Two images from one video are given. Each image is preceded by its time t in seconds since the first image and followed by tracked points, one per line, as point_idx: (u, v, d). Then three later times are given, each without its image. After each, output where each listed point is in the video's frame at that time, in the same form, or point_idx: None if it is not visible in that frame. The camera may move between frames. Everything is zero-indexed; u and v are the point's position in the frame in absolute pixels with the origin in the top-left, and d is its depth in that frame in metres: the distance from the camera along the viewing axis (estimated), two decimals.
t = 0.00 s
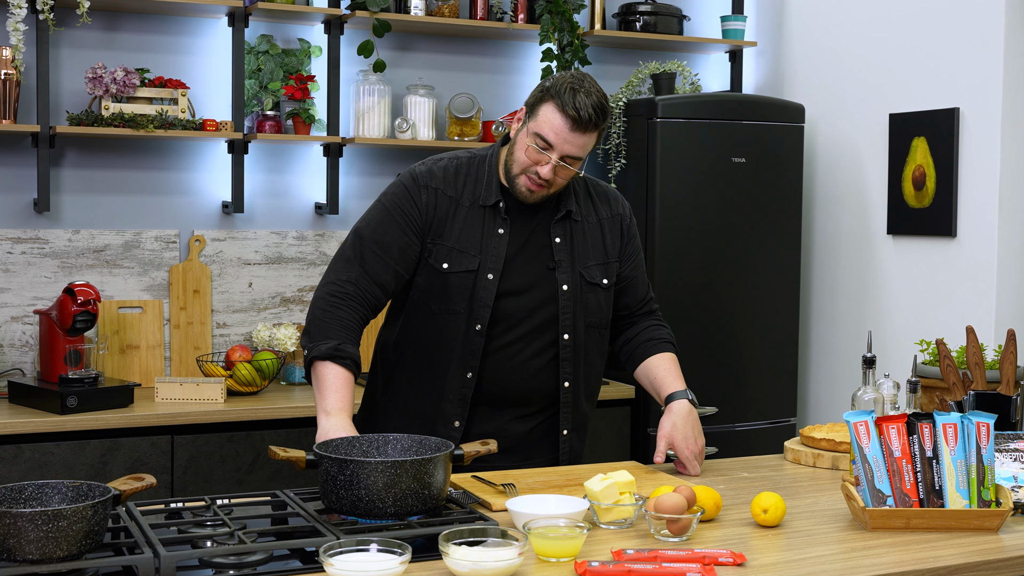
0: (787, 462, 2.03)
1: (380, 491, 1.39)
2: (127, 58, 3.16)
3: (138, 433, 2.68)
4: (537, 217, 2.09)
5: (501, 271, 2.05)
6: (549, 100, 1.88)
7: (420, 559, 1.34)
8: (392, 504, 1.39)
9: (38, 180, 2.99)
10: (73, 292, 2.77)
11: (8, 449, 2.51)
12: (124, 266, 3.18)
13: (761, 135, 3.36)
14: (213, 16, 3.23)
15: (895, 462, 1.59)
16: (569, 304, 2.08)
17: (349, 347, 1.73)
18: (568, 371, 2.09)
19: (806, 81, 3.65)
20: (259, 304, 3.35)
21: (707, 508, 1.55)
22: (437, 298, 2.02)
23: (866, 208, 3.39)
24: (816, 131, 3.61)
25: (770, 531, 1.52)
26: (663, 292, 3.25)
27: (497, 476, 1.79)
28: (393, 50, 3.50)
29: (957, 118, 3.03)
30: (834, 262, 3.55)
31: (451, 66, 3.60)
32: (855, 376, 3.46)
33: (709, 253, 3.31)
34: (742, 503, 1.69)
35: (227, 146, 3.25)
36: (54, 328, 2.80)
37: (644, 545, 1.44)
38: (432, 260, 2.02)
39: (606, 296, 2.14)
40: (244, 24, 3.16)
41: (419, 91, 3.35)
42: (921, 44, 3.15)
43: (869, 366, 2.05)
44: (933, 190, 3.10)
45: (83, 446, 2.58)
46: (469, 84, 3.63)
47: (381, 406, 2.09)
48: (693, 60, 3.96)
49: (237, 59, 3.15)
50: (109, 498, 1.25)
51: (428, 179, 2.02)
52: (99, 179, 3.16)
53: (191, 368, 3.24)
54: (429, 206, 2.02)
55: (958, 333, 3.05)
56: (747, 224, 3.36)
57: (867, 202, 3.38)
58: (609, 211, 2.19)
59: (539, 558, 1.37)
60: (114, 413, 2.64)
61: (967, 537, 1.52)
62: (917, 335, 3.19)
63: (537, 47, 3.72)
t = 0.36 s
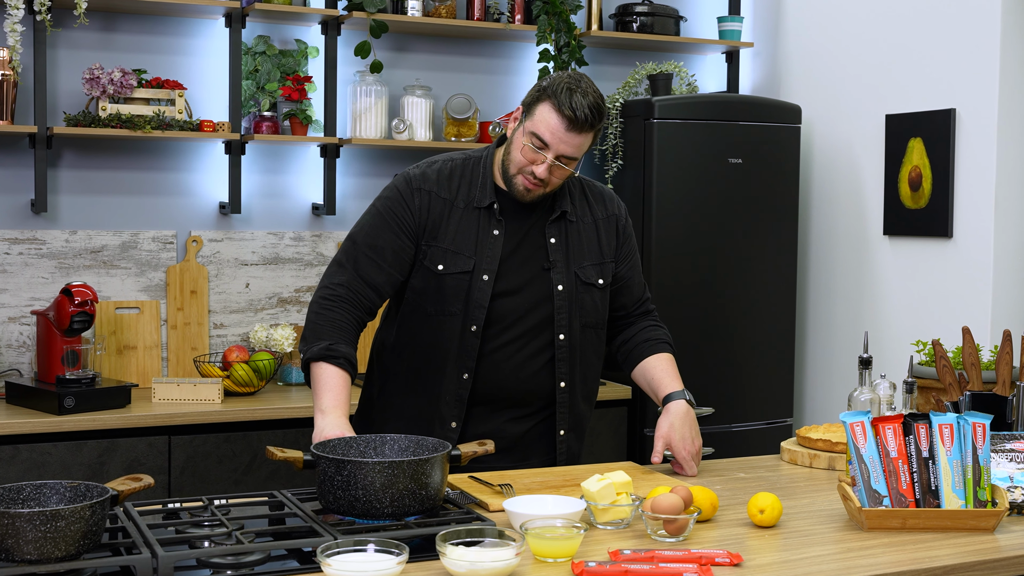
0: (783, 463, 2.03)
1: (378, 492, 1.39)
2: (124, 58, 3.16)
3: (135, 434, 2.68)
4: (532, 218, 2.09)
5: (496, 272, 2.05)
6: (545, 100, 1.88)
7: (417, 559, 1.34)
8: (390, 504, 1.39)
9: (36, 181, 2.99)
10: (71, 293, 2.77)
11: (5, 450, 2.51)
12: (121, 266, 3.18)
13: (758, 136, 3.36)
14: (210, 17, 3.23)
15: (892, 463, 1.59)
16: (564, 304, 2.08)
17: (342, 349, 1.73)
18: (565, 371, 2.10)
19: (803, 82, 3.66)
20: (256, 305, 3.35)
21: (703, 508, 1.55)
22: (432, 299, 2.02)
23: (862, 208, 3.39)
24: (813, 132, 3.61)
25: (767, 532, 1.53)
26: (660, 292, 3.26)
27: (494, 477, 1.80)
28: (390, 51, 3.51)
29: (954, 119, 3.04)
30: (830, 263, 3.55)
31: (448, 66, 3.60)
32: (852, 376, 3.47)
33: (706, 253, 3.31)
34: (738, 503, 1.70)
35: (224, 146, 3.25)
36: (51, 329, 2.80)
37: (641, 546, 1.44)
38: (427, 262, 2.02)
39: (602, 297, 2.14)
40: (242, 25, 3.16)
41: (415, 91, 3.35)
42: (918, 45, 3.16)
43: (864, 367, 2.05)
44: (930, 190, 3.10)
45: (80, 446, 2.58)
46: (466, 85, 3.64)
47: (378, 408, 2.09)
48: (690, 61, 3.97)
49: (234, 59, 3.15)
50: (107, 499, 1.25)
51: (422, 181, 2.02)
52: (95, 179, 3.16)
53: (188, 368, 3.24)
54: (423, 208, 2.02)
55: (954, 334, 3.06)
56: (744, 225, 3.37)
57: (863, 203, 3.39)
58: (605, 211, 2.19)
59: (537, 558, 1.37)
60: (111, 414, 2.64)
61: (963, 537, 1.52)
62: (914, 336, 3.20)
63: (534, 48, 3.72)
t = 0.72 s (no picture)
0: (781, 464, 2.04)
1: (376, 492, 1.39)
2: (122, 59, 3.16)
3: (133, 435, 2.68)
4: (528, 219, 2.09)
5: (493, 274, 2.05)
6: (540, 99, 1.88)
7: (416, 560, 1.34)
8: (388, 505, 1.39)
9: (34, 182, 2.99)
10: (68, 295, 2.77)
11: (3, 451, 2.51)
12: (119, 267, 3.18)
13: (755, 137, 3.37)
14: (208, 18, 3.23)
15: (889, 463, 1.59)
16: (562, 305, 2.09)
17: (338, 346, 1.74)
18: (563, 372, 2.10)
19: (801, 83, 3.66)
20: (254, 306, 3.35)
21: (701, 509, 1.56)
22: (430, 301, 2.03)
23: (860, 210, 3.40)
24: (811, 133, 3.62)
25: (764, 532, 1.53)
26: (658, 293, 3.26)
27: (491, 478, 1.80)
28: (388, 52, 3.51)
29: (951, 120, 3.04)
30: (828, 264, 3.56)
31: (446, 67, 3.61)
32: (849, 377, 3.47)
33: (703, 255, 3.31)
34: (736, 504, 1.70)
35: (222, 147, 3.25)
36: (49, 330, 2.80)
37: (639, 547, 1.44)
38: (424, 264, 2.02)
39: (598, 297, 2.15)
40: (240, 25, 3.16)
41: (414, 92, 3.36)
42: (915, 47, 3.17)
43: (863, 368, 2.06)
44: (927, 191, 3.10)
45: (79, 447, 2.58)
46: (464, 86, 3.64)
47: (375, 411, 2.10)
48: (687, 63, 3.97)
49: (232, 60, 3.15)
50: (106, 500, 1.25)
51: (416, 184, 2.03)
52: (94, 180, 3.16)
53: (186, 369, 3.24)
54: (418, 210, 2.02)
55: (951, 335, 3.06)
56: (742, 226, 3.37)
57: (860, 204, 3.39)
58: (601, 211, 2.20)
59: (535, 558, 1.37)
60: (109, 414, 2.64)
61: (960, 538, 1.52)
62: (911, 336, 3.20)
63: (531, 49, 3.72)
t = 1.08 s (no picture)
0: (780, 464, 2.04)
1: (374, 494, 1.39)
2: (120, 60, 3.16)
3: (131, 436, 2.68)
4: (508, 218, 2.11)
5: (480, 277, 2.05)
6: (491, 98, 1.89)
7: (414, 561, 1.34)
8: (387, 505, 1.39)
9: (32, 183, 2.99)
10: (67, 296, 2.78)
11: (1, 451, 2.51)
12: (117, 268, 3.18)
13: (753, 139, 3.37)
14: (206, 20, 3.23)
15: (887, 465, 1.60)
16: (550, 300, 2.09)
17: (392, 298, 1.75)
18: (555, 368, 2.10)
19: (799, 84, 3.66)
20: (252, 307, 3.35)
21: (699, 510, 1.55)
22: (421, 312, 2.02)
23: (857, 211, 3.40)
24: (809, 135, 3.62)
25: (764, 533, 1.53)
26: (656, 294, 3.26)
27: (490, 479, 1.80)
28: (387, 53, 3.51)
29: (948, 122, 3.05)
30: (826, 265, 3.56)
31: (445, 69, 3.61)
32: (847, 378, 3.48)
33: (702, 256, 3.32)
34: (735, 505, 1.70)
35: (221, 149, 3.25)
36: (47, 331, 2.80)
37: (638, 547, 1.44)
38: (412, 274, 2.02)
39: (582, 288, 2.17)
40: (238, 27, 3.16)
41: (412, 93, 3.37)
42: (912, 48, 3.17)
43: (860, 369, 2.06)
44: (925, 193, 3.10)
45: (77, 448, 2.58)
46: (463, 87, 3.64)
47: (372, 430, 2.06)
48: (686, 64, 3.98)
49: (230, 61, 3.15)
50: (104, 501, 1.25)
51: (390, 194, 2.02)
52: (92, 181, 3.16)
53: (185, 370, 3.24)
54: (399, 220, 2.02)
55: (949, 336, 3.07)
56: (740, 227, 3.37)
57: (858, 205, 3.40)
58: (574, 203, 2.23)
59: (533, 559, 1.37)
60: (107, 415, 2.64)
61: (959, 539, 1.53)
62: (909, 337, 3.20)
63: (530, 50, 3.73)
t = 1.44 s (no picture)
0: (778, 465, 2.04)
1: (373, 495, 1.39)
2: (119, 61, 3.16)
3: (130, 437, 2.67)
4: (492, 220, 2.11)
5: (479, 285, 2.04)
6: (465, 111, 1.89)
7: (413, 562, 1.34)
8: (386, 506, 1.40)
9: (30, 184, 2.99)
10: (65, 297, 2.78)
11: None
12: (116, 270, 3.18)
13: (752, 140, 3.37)
14: (205, 21, 3.23)
15: (885, 466, 1.59)
16: (541, 298, 2.11)
17: (416, 300, 1.69)
18: (547, 364, 2.11)
19: (798, 86, 3.67)
20: (251, 308, 3.35)
21: (698, 511, 1.55)
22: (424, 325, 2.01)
23: (856, 212, 3.41)
24: (807, 136, 3.62)
25: (762, 534, 1.53)
26: (655, 296, 3.26)
27: (489, 480, 1.80)
28: (386, 54, 3.51)
29: (947, 123, 3.05)
30: (824, 266, 3.56)
31: (444, 70, 3.61)
32: (846, 378, 3.48)
33: (700, 257, 3.32)
34: (734, 506, 1.70)
35: (219, 150, 3.25)
36: (46, 332, 2.80)
37: (637, 549, 1.45)
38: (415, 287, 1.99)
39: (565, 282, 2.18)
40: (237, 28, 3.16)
41: (411, 95, 3.37)
42: (911, 49, 3.18)
43: (859, 370, 2.06)
44: (923, 194, 3.11)
45: (76, 449, 2.57)
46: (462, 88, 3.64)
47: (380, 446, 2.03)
48: (684, 65, 3.98)
49: (229, 63, 3.16)
50: (102, 502, 1.25)
51: (381, 207, 1.97)
52: (91, 183, 3.16)
53: (183, 371, 3.24)
54: (395, 232, 1.98)
55: (948, 337, 3.07)
56: (738, 227, 3.38)
57: (857, 207, 3.40)
58: (548, 199, 2.24)
59: (532, 560, 1.37)
60: (106, 417, 2.64)
61: (957, 540, 1.53)
62: (908, 339, 3.21)
63: (529, 51, 3.73)
